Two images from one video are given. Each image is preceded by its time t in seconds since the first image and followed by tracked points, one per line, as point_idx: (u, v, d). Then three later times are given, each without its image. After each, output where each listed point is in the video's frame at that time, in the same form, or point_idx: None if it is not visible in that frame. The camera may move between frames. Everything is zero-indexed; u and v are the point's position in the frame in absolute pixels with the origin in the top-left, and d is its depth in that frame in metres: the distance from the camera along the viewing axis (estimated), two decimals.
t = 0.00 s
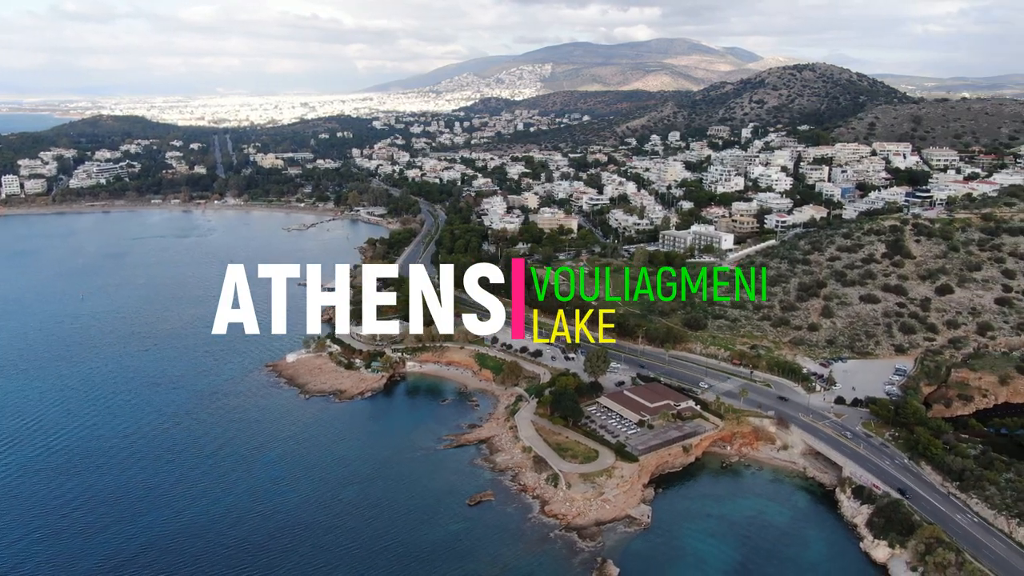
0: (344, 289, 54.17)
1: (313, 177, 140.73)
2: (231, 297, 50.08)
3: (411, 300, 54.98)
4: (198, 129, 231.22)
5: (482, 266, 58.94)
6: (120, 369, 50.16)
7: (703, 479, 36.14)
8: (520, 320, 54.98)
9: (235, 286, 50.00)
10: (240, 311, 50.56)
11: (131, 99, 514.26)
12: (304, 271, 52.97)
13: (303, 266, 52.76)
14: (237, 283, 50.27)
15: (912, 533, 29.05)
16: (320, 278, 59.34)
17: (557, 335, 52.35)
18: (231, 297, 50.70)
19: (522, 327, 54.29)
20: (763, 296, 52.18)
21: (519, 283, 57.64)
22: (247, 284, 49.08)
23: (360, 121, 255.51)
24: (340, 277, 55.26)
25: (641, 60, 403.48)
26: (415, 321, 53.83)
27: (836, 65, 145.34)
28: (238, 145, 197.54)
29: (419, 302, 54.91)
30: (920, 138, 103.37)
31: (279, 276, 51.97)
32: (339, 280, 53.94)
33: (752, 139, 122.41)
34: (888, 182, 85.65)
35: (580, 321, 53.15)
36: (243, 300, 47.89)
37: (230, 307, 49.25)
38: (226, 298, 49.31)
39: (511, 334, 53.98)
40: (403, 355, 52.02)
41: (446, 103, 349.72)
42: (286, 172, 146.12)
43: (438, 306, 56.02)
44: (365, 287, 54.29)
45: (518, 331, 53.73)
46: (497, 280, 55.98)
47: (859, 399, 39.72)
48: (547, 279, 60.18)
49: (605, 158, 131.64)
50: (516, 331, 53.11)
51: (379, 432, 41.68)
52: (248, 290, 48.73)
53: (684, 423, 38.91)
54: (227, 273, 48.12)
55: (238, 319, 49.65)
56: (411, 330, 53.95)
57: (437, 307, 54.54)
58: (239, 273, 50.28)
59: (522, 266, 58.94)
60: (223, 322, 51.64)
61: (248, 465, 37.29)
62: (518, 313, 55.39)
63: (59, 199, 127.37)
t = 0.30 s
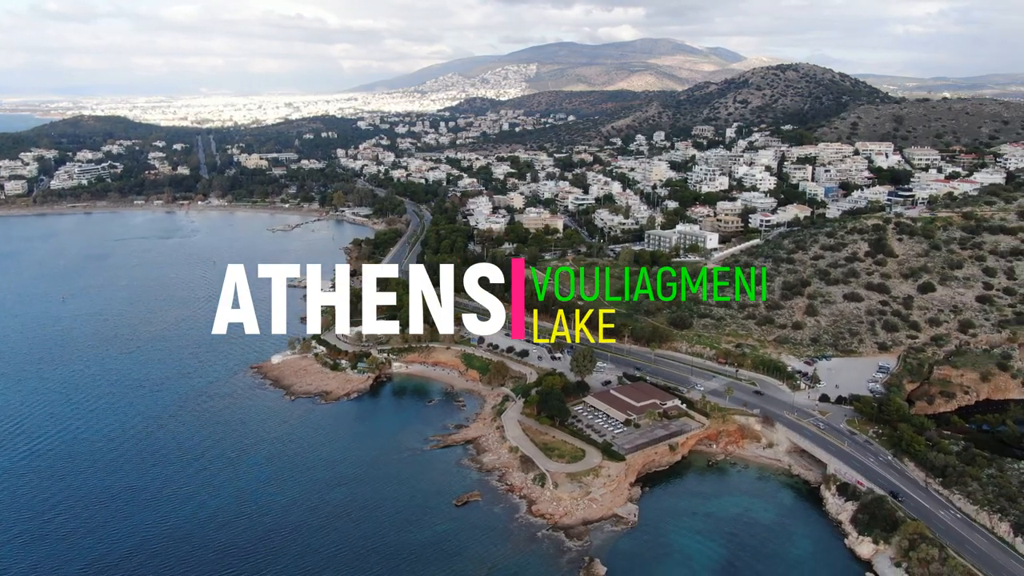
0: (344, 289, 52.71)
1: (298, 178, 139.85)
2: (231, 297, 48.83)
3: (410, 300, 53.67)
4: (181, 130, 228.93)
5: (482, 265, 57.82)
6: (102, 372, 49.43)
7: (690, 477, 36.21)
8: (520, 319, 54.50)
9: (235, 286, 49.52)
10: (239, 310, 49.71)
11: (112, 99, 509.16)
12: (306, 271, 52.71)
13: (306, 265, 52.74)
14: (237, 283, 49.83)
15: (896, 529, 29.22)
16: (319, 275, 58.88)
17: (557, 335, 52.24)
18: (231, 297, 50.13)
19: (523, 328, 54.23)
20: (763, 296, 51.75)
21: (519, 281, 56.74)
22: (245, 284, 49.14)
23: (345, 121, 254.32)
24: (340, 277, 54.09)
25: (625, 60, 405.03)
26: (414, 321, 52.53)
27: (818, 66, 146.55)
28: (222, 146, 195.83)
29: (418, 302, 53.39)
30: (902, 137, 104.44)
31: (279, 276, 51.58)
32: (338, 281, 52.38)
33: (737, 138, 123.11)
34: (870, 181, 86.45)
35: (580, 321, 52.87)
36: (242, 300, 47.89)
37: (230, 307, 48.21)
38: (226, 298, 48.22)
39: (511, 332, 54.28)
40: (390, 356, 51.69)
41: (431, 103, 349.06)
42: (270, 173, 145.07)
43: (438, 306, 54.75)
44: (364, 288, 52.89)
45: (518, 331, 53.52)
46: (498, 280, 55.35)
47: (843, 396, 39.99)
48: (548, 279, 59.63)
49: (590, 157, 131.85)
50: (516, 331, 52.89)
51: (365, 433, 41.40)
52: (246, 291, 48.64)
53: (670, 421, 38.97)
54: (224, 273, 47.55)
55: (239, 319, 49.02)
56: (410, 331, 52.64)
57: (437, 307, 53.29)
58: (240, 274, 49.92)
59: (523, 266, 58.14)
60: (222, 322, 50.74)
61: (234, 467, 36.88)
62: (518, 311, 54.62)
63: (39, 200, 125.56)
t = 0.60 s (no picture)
0: (343, 289, 52.07)
1: (283, 178, 138.95)
2: (231, 296, 48.44)
3: (410, 300, 54.20)
4: (164, 130, 226.64)
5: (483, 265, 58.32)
6: (84, 375, 48.73)
7: (676, 476, 36.29)
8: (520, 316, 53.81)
9: (236, 286, 49.07)
10: (240, 310, 49.32)
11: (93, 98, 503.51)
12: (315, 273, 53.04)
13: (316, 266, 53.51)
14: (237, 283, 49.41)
15: (881, 525, 29.38)
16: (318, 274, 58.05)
17: (557, 335, 52.06)
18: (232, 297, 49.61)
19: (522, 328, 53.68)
20: (763, 296, 51.52)
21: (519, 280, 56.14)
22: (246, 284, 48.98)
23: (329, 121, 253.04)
24: (340, 277, 53.21)
25: (610, 60, 406.40)
26: (414, 322, 53.02)
27: (801, 66, 147.65)
28: (205, 146, 194.09)
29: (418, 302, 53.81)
30: (885, 137, 105.42)
31: (279, 275, 51.15)
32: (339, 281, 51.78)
33: (721, 138, 123.75)
34: (853, 180, 87.18)
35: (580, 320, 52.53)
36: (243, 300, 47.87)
37: (231, 306, 47.81)
38: (227, 297, 47.76)
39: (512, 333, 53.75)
40: (376, 357, 51.40)
41: (416, 103, 348.25)
42: (254, 173, 144.04)
43: (438, 306, 55.48)
44: (365, 288, 52.73)
45: (518, 330, 52.97)
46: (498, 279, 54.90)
47: (827, 394, 40.27)
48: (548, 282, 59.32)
49: (576, 157, 132.02)
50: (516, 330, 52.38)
51: (352, 435, 41.11)
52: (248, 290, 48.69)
53: (657, 420, 39.04)
54: (226, 274, 47.35)
55: (239, 319, 48.64)
56: (411, 331, 52.96)
57: (438, 307, 53.82)
58: (240, 273, 49.47)
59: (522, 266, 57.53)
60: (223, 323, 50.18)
61: (220, 470, 36.50)
62: (518, 306, 53.85)
63: (19, 201, 123.80)
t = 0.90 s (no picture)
0: (343, 289, 51.67)
1: (267, 179, 138.00)
2: (231, 296, 48.15)
3: (410, 301, 53.62)
4: (147, 130, 224.34)
5: (482, 265, 57.85)
6: (66, 378, 48.01)
7: (663, 475, 36.34)
8: (521, 314, 53.66)
9: (236, 286, 48.49)
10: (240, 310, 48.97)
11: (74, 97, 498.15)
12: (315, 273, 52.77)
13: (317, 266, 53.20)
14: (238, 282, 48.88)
15: (865, 522, 29.53)
16: (320, 274, 57.58)
17: (557, 335, 51.78)
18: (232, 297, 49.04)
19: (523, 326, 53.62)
20: (763, 296, 51.08)
21: (519, 281, 56.07)
22: (246, 284, 48.70)
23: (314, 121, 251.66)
24: (340, 277, 52.79)
25: (595, 60, 407.51)
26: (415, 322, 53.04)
27: (785, 66, 148.73)
28: (188, 146, 192.30)
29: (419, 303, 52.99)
30: (867, 136, 106.38)
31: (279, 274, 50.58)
32: (339, 281, 51.41)
33: (706, 138, 124.35)
34: (836, 180, 87.85)
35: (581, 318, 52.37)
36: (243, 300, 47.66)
37: (231, 306, 47.50)
38: (227, 298, 47.43)
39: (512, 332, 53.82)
40: (362, 358, 51.06)
41: (401, 104, 347.26)
42: (238, 173, 142.95)
43: (438, 306, 55.35)
44: (364, 290, 51.58)
45: (518, 329, 53.00)
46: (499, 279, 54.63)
47: (812, 392, 40.50)
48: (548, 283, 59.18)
49: (561, 157, 132.14)
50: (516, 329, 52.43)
51: (338, 436, 40.79)
52: (248, 290, 48.57)
53: (643, 419, 39.08)
54: (227, 274, 47.06)
55: (239, 319, 48.18)
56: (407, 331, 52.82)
57: (438, 308, 53.82)
58: (240, 274, 48.88)
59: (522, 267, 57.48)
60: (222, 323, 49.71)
61: (206, 472, 36.07)
62: (518, 304, 53.76)
63: None
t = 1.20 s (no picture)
0: (343, 290, 51.12)
1: (250, 179, 136.85)
2: (230, 296, 47.51)
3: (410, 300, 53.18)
4: (128, 130, 221.65)
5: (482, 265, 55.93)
6: (46, 381, 47.23)
7: (649, 473, 36.40)
8: (520, 316, 53.06)
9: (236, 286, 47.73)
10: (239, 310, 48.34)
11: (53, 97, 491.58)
12: (316, 272, 52.22)
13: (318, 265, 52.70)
14: (237, 282, 48.21)
15: (849, 518, 29.72)
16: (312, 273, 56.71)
17: (557, 335, 51.41)
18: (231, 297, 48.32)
19: (523, 325, 53.41)
20: (763, 296, 50.77)
21: (520, 282, 55.90)
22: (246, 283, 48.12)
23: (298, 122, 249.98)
24: (340, 277, 52.23)
25: (579, 60, 409.03)
26: (414, 322, 52.83)
27: (767, 66, 149.79)
28: (170, 147, 190.26)
29: (419, 302, 52.61)
30: (849, 136, 107.39)
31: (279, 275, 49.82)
32: (339, 281, 50.86)
33: (690, 138, 124.95)
34: (819, 179, 88.53)
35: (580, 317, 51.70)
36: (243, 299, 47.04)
37: (231, 306, 46.84)
38: (227, 297, 46.77)
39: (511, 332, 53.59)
40: (347, 358, 50.70)
41: (385, 103, 346.00)
42: (221, 174, 141.65)
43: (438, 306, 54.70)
44: (364, 291, 50.40)
45: (518, 329, 52.80)
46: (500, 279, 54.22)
47: (796, 390, 40.72)
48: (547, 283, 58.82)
49: (546, 157, 132.19)
50: (516, 329, 52.23)
51: (323, 438, 40.45)
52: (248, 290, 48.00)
53: (629, 418, 39.12)
54: (226, 273, 46.45)
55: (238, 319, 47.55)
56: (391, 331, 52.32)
57: (437, 308, 53.33)
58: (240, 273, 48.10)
59: (521, 268, 57.43)
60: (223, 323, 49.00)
61: (190, 475, 35.63)
62: (518, 304, 53.51)
63: None
